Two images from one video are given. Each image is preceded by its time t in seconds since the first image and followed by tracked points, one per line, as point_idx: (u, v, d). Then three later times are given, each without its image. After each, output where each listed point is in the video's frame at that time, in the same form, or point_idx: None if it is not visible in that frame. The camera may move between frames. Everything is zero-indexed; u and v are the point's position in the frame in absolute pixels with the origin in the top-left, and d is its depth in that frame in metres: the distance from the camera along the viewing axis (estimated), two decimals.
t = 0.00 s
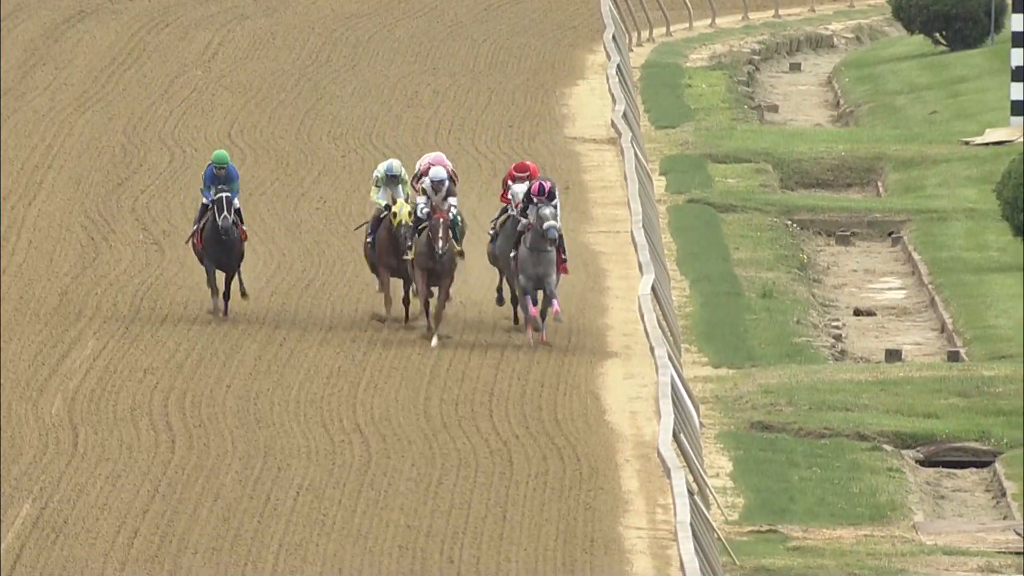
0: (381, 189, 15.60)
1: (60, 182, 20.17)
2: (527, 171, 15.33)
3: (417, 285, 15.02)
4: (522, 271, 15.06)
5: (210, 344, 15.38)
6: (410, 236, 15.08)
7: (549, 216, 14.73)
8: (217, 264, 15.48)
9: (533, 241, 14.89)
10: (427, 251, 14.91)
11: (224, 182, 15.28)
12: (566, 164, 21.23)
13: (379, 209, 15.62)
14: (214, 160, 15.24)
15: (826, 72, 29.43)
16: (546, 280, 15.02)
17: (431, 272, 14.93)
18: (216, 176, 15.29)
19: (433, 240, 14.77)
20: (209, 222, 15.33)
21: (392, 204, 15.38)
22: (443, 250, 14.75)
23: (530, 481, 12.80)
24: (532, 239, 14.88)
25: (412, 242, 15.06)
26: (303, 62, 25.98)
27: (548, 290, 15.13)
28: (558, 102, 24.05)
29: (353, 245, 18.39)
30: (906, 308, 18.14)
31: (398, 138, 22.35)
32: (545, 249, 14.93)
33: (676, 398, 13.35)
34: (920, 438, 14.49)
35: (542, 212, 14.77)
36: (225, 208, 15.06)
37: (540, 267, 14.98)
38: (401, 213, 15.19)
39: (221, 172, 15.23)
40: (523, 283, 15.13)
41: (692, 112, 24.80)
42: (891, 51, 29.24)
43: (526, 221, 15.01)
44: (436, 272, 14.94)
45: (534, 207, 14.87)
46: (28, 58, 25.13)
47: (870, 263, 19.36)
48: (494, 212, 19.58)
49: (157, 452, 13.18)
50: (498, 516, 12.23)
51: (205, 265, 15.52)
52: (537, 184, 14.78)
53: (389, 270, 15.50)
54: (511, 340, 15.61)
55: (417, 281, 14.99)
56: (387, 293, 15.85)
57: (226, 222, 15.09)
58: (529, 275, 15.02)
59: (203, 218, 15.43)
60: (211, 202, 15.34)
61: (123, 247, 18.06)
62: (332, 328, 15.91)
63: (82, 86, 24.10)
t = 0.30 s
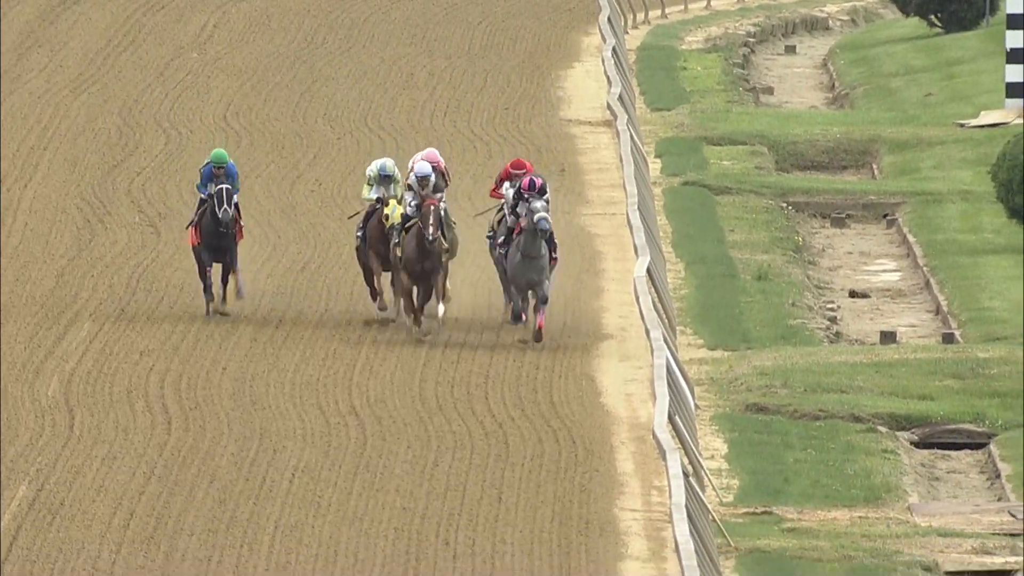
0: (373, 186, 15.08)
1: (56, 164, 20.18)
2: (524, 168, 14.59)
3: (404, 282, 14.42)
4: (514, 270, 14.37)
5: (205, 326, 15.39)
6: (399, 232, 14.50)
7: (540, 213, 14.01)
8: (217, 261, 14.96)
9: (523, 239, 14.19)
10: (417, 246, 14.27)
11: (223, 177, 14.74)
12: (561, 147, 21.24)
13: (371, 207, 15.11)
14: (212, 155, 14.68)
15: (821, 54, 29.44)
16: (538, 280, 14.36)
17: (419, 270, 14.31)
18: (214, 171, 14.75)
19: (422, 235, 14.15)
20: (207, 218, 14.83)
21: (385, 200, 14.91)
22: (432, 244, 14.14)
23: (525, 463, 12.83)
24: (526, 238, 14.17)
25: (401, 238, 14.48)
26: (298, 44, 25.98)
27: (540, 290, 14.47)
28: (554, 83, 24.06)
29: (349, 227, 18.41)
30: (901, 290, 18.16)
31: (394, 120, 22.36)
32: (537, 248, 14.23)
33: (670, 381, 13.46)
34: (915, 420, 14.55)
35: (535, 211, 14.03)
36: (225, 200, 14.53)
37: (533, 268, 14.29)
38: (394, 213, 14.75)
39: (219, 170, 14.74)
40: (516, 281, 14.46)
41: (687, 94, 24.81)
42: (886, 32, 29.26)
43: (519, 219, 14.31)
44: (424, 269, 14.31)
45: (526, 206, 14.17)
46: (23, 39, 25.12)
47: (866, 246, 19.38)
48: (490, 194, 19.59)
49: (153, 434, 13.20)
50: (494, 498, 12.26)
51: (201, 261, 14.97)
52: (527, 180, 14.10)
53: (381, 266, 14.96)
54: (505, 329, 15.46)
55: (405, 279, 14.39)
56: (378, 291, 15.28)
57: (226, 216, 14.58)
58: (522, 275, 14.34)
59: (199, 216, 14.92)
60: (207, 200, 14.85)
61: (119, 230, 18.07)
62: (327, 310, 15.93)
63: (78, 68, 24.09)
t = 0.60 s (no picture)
0: (365, 184, 14.83)
1: (54, 148, 20.18)
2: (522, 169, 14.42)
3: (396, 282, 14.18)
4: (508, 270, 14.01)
5: (204, 310, 15.42)
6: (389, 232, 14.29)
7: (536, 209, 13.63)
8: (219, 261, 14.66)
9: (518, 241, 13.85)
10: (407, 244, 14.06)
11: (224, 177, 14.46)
12: (558, 130, 21.24)
13: (363, 206, 14.88)
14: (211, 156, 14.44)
15: (818, 38, 29.44)
16: (533, 282, 13.98)
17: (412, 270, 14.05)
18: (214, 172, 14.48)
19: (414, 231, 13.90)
20: (208, 216, 14.53)
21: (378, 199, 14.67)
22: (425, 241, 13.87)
23: (523, 446, 12.87)
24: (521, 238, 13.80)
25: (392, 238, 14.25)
26: (296, 28, 25.95)
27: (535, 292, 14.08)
28: (551, 67, 24.04)
29: (347, 211, 18.42)
30: (898, 273, 18.19)
31: (391, 104, 22.35)
32: (531, 249, 13.85)
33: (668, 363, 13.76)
34: (912, 403, 14.56)
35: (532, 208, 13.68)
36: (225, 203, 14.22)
37: (528, 269, 13.91)
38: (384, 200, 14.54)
39: (219, 166, 14.40)
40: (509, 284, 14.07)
41: (685, 78, 24.81)
42: (883, 16, 29.26)
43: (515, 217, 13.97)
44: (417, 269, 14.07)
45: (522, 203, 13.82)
46: (21, 23, 25.10)
47: (863, 230, 19.41)
48: (487, 177, 19.60)
49: (151, 418, 13.24)
50: (491, 481, 12.30)
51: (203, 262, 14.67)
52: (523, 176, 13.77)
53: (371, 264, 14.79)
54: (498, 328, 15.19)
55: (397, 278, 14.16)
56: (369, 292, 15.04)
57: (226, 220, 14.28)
58: (516, 276, 13.96)
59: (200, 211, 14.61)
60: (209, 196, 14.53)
61: (117, 213, 18.08)
62: (325, 294, 15.95)
63: (76, 51, 24.08)
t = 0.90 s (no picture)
0: (353, 179, 14.65)
1: (49, 128, 20.21)
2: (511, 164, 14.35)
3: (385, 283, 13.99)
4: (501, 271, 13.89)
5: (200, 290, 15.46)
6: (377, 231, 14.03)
7: (530, 213, 13.54)
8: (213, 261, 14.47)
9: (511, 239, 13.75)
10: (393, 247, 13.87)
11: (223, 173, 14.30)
12: (553, 111, 21.26)
13: (350, 201, 14.63)
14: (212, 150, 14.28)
15: (812, 18, 29.43)
16: (527, 281, 13.90)
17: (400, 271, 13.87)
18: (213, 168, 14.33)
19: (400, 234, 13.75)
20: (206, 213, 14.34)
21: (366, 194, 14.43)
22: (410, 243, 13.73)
23: (517, 425, 12.93)
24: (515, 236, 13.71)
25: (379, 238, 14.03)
26: (290, 7, 25.95)
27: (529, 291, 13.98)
28: (546, 47, 24.05)
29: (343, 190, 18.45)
30: (891, 253, 18.24)
31: (386, 84, 22.36)
32: (526, 247, 13.78)
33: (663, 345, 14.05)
34: (905, 382, 14.62)
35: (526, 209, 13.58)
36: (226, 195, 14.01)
37: (522, 269, 13.83)
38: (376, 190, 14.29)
39: (219, 162, 14.22)
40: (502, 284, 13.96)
41: (679, 58, 24.83)
42: None
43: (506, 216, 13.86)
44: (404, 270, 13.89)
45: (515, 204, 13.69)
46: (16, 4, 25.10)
47: (856, 209, 19.46)
48: (481, 157, 19.63)
49: (147, 397, 13.28)
50: (486, 461, 12.35)
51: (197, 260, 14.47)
52: (516, 177, 13.61)
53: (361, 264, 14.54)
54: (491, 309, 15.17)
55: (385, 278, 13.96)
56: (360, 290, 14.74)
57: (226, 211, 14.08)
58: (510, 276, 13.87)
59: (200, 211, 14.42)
60: (208, 193, 14.36)
61: (112, 193, 18.11)
62: (321, 273, 15.99)
63: (71, 32, 24.09)
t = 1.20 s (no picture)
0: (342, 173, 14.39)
1: (45, 107, 20.26)
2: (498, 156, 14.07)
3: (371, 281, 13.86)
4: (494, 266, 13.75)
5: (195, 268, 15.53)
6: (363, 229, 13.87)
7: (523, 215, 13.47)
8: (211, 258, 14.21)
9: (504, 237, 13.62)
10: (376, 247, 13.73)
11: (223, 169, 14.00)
12: (546, 89, 21.31)
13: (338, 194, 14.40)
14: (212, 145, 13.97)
15: None
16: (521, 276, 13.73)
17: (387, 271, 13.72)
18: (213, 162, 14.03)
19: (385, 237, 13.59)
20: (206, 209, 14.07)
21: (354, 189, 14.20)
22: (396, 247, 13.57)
23: (511, 402, 13.02)
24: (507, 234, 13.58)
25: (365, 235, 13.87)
26: None
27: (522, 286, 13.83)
28: (540, 26, 24.09)
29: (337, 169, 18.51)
30: (883, 231, 18.32)
31: (380, 63, 22.41)
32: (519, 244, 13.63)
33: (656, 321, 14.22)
34: (897, 359, 14.72)
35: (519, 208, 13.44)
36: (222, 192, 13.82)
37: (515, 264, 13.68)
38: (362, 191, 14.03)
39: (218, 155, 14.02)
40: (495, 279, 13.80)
41: (673, 37, 24.88)
42: None
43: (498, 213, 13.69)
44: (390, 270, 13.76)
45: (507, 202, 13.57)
46: None
47: (849, 187, 19.54)
48: (475, 136, 19.69)
49: (142, 374, 13.36)
50: (480, 438, 12.44)
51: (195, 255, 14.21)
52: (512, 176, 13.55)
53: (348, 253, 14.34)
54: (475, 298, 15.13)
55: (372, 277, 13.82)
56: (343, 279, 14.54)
57: (224, 208, 13.87)
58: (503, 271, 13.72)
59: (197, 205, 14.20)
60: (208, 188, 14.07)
61: (108, 171, 18.17)
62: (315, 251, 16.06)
63: (65, 11, 24.11)
